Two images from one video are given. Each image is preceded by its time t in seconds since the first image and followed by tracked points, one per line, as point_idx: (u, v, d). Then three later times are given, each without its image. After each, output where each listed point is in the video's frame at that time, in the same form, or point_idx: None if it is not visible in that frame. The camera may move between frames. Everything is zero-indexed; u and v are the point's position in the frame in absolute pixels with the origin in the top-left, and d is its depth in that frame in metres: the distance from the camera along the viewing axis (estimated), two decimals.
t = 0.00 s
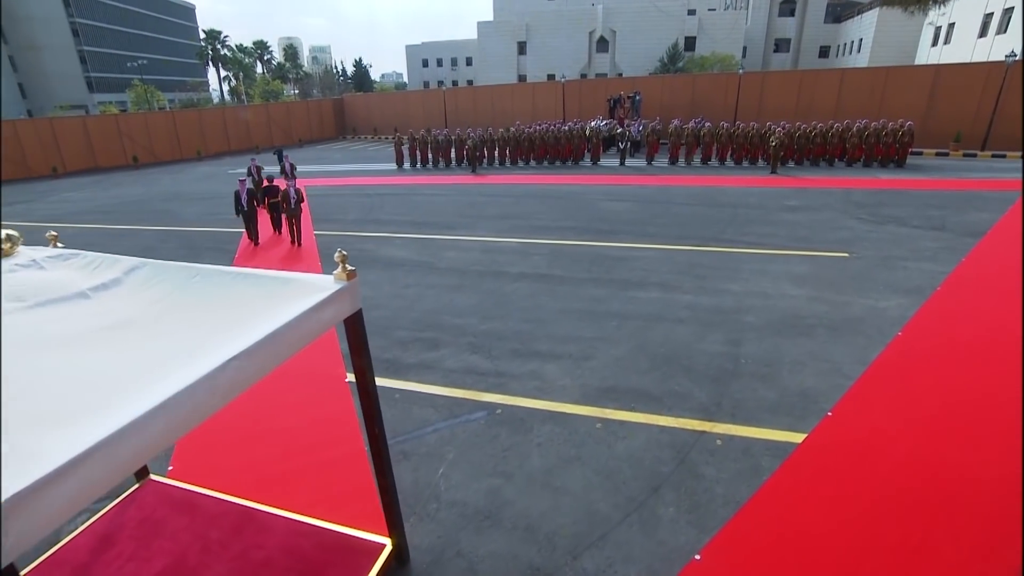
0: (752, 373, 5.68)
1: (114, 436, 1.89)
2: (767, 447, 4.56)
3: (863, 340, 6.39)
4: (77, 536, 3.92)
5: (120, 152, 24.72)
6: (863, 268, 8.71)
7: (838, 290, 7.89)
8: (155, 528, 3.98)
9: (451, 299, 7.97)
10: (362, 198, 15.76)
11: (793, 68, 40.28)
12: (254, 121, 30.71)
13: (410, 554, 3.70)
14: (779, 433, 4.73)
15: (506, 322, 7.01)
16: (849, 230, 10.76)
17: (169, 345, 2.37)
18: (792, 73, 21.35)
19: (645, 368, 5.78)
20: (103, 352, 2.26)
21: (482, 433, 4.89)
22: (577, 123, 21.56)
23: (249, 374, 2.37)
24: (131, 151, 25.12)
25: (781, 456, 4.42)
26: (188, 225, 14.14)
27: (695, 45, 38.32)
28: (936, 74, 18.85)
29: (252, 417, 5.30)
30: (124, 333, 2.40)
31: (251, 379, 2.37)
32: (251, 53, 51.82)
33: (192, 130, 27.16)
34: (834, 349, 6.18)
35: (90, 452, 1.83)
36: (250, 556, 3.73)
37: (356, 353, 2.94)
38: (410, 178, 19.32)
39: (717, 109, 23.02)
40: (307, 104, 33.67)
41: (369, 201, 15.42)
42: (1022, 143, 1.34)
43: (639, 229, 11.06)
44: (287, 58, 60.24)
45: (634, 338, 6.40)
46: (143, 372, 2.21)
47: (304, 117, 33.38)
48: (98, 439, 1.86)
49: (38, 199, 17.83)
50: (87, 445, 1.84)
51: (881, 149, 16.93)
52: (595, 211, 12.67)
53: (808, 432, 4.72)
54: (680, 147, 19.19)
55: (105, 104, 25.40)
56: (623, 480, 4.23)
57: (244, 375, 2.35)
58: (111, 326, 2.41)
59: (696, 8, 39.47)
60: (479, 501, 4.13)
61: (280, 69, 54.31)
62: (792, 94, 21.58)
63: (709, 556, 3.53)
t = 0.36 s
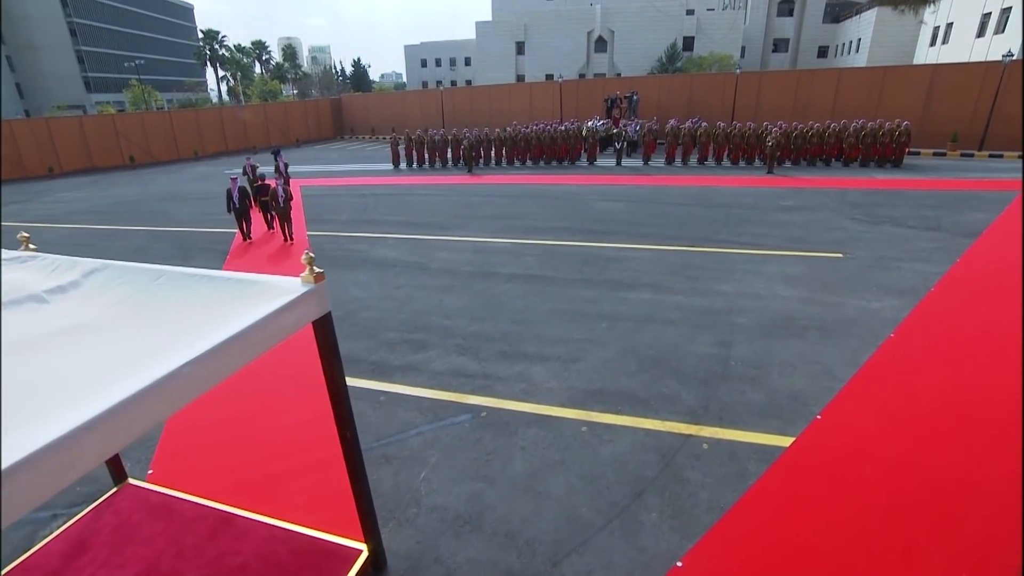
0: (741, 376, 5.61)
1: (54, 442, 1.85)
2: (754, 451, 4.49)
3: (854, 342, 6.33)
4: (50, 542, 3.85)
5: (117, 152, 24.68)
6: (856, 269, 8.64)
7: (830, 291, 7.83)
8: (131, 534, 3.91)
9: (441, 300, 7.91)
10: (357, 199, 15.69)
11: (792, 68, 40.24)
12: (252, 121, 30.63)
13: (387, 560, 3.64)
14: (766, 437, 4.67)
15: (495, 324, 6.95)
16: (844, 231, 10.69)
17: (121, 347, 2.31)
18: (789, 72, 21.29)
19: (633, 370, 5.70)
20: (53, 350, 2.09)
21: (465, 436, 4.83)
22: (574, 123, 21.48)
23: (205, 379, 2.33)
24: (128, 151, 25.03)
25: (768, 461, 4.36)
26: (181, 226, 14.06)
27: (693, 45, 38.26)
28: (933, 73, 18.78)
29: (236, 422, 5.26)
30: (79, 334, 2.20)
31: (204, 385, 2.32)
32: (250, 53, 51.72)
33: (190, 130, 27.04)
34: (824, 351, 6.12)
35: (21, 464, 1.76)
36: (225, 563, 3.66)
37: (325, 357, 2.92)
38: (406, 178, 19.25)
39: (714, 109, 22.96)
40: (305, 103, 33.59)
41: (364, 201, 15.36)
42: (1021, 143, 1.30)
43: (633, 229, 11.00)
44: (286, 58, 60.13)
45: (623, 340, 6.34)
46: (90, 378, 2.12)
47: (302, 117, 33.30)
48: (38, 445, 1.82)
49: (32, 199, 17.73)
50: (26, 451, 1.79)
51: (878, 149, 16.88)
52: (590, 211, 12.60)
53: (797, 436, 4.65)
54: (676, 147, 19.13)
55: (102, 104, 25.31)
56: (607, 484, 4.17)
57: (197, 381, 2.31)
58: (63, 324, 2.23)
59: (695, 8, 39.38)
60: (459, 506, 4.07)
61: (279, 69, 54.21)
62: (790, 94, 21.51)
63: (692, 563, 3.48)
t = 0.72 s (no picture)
0: (729, 378, 5.54)
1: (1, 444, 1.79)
2: (739, 455, 4.43)
3: (844, 344, 6.27)
4: (19, 548, 3.76)
5: (112, 152, 24.57)
6: (848, 269, 8.59)
7: (821, 291, 7.78)
8: (102, 541, 3.83)
9: (429, 301, 7.84)
10: (350, 199, 15.61)
11: (788, 68, 40.26)
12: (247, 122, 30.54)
13: (362, 566, 3.58)
14: (750, 440, 4.61)
15: (482, 325, 6.88)
16: (837, 231, 10.64)
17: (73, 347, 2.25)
18: (784, 72, 21.26)
19: (620, 373, 5.63)
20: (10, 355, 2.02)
21: (447, 439, 4.77)
22: (569, 123, 21.41)
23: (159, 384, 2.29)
24: (122, 151, 24.93)
25: (752, 465, 4.31)
26: (173, 226, 13.98)
27: (690, 45, 38.25)
28: (928, 73, 18.75)
29: (217, 424, 5.20)
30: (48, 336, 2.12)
31: (159, 391, 2.27)
32: (246, 53, 51.56)
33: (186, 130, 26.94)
34: (813, 353, 6.06)
35: None
36: (197, 570, 3.59)
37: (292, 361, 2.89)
38: (400, 178, 19.19)
39: (710, 109, 22.93)
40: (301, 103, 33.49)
41: (357, 201, 15.29)
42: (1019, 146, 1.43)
43: (625, 229, 10.95)
44: (284, 58, 59.99)
45: (611, 341, 6.27)
46: (42, 380, 2.07)
47: (298, 117, 33.20)
48: None
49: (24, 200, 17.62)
50: None
51: (873, 149, 16.88)
52: (583, 211, 12.53)
53: (782, 439, 4.61)
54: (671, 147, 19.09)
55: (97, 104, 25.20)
56: (588, 488, 4.11)
57: (152, 385, 2.26)
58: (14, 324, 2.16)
59: (692, 8, 39.30)
60: (438, 510, 4.02)
61: (276, 70, 54.08)
62: (785, 94, 21.49)
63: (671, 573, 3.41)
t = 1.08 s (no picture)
0: (712, 379, 5.49)
1: None
2: (719, 458, 4.39)
3: (829, 344, 6.24)
4: None
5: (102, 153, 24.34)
6: (835, 269, 8.57)
7: (808, 291, 7.75)
8: (68, 550, 3.74)
9: (414, 303, 7.77)
10: (340, 199, 15.52)
11: (781, 68, 40.36)
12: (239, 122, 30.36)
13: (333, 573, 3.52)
14: (731, 443, 4.57)
15: (466, 327, 6.82)
16: (825, 230, 10.63)
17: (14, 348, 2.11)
18: (776, 72, 21.25)
19: (603, 374, 5.57)
20: None
21: (426, 443, 4.72)
22: (561, 123, 21.35)
23: (94, 395, 2.18)
24: (113, 151, 24.73)
25: (733, 468, 4.26)
26: (161, 227, 13.85)
27: (683, 45, 38.27)
28: (919, 73, 18.79)
29: (193, 430, 5.13)
30: None
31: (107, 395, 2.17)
32: (238, 53, 51.25)
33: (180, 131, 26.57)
34: (798, 353, 6.02)
35: None
36: None
37: (255, 367, 2.81)
38: (391, 178, 19.10)
39: (702, 109, 22.90)
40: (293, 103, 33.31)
41: (346, 202, 15.19)
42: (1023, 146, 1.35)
43: (614, 229, 10.90)
44: (277, 58, 59.66)
45: (595, 342, 6.21)
46: None
47: (290, 117, 33.01)
48: None
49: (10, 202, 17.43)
50: None
51: (863, 148, 16.91)
52: (572, 211, 12.49)
53: (764, 441, 4.57)
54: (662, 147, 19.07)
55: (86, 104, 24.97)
56: (566, 492, 4.06)
57: (99, 390, 2.16)
58: None
59: (686, 8, 39.28)
60: (413, 516, 3.97)
61: (269, 69, 53.77)
62: (777, 94, 21.47)
63: None
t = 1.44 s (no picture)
0: (697, 381, 5.44)
1: None
2: (701, 460, 4.34)
3: (816, 345, 6.19)
4: None
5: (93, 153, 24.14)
6: (825, 269, 8.54)
7: (797, 291, 7.72)
8: (36, 558, 3.67)
9: (401, 304, 7.71)
10: (331, 200, 15.44)
11: (776, 68, 40.40)
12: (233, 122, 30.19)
13: None
14: (713, 445, 4.52)
15: (452, 328, 6.76)
16: (816, 230, 10.60)
17: None
18: (770, 71, 21.21)
19: (587, 376, 5.51)
20: None
21: (405, 446, 4.67)
22: (554, 123, 21.28)
23: (47, 394, 2.08)
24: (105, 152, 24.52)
25: (715, 471, 4.21)
26: (150, 228, 13.74)
27: (678, 45, 38.24)
28: (912, 74, 18.80)
29: (171, 434, 5.06)
30: None
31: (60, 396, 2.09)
32: (233, 53, 51.01)
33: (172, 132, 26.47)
34: (784, 354, 5.99)
35: None
36: None
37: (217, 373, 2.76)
38: (384, 178, 19.02)
39: (696, 109, 22.87)
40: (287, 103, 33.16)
41: (337, 202, 15.11)
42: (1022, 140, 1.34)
43: (605, 230, 10.86)
44: (272, 58, 59.40)
45: (580, 344, 6.16)
46: None
47: (285, 118, 32.86)
48: None
49: None
50: None
51: (856, 147, 16.91)
52: (563, 212, 12.43)
53: (747, 444, 4.52)
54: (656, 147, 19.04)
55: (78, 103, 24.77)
56: (545, 497, 4.01)
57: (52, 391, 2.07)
58: None
59: (681, 8, 39.21)
60: (390, 520, 3.92)
61: (264, 69, 53.53)
62: (770, 94, 21.45)
63: None
